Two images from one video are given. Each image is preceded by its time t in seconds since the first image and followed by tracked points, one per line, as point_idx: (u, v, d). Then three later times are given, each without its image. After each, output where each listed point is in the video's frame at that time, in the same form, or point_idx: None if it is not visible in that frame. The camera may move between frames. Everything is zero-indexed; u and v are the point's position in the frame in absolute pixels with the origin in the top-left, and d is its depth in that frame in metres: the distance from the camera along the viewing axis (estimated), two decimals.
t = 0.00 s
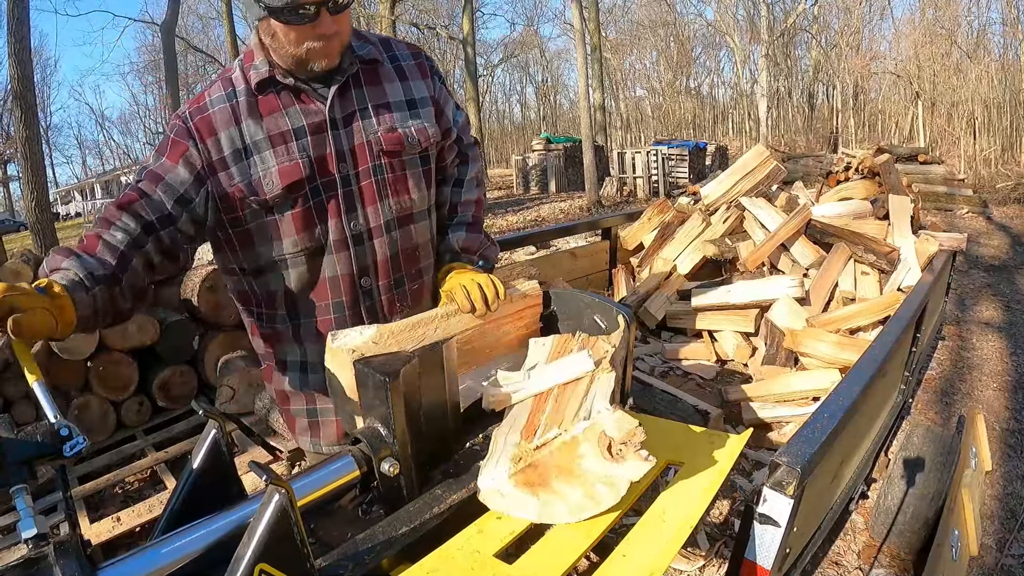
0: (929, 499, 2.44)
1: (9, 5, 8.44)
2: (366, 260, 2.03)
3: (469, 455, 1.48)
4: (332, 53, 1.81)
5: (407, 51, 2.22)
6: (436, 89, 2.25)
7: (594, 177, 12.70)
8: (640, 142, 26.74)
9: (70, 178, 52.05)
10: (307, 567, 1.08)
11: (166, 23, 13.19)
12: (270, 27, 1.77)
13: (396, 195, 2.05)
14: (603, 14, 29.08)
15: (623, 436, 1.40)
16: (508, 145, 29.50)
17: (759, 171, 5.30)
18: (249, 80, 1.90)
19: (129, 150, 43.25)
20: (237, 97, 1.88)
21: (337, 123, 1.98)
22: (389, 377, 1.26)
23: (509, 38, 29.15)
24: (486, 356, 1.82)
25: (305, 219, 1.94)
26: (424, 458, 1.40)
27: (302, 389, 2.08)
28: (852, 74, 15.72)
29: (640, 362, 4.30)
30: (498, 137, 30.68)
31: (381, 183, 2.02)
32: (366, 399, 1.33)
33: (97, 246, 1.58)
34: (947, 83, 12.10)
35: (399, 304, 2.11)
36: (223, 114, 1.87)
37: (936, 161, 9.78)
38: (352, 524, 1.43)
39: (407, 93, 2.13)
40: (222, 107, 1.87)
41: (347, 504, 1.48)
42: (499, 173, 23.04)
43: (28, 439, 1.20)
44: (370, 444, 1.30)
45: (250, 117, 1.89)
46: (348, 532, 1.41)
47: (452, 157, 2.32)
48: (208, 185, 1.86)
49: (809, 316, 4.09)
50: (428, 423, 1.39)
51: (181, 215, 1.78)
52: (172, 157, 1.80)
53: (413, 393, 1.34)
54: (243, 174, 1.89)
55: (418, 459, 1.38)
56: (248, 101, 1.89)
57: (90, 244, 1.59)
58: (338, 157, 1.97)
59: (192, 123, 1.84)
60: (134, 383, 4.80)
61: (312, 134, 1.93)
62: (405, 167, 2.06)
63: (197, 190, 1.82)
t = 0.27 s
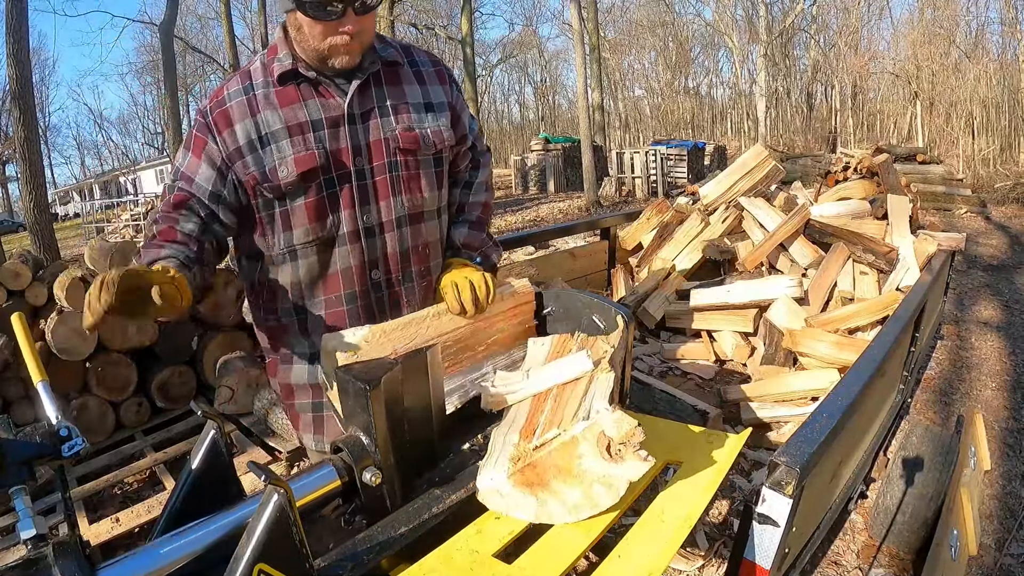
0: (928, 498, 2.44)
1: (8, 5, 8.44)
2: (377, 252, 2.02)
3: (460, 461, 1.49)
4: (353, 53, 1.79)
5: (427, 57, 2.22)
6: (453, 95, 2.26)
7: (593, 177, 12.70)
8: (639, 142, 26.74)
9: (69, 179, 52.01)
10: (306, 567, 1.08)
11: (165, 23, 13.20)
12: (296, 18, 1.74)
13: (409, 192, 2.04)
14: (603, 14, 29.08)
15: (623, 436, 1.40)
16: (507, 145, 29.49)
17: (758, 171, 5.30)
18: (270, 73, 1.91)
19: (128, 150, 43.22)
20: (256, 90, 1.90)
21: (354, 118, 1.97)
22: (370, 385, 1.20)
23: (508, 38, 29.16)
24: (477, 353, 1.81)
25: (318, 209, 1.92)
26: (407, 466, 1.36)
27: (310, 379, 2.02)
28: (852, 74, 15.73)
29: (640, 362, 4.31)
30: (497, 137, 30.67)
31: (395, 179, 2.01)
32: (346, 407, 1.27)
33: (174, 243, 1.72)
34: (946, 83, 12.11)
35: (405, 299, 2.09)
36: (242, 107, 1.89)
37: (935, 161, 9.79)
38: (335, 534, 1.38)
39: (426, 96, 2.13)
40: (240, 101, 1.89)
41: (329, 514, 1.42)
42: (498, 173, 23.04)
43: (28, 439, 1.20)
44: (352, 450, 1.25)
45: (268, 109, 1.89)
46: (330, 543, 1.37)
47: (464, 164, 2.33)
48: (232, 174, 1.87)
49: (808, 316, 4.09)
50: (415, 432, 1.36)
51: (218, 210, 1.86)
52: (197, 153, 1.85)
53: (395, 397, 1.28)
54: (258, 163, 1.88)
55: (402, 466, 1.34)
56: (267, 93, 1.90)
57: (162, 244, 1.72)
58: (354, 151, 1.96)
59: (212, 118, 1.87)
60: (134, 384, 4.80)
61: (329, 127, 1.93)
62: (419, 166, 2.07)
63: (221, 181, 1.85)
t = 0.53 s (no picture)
0: (928, 499, 2.44)
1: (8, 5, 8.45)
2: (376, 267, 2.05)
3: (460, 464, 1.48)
4: (361, 52, 1.78)
5: (435, 60, 2.19)
6: (461, 100, 2.22)
7: (593, 177, 12.70)
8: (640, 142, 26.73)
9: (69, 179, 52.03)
10: (307, 567, 1.08)
11: (166, 23, 13.20)
12: (301, 15, 1.74)
13: (413, 204, 2.04)
14: (603, 15, 29.09)
15: (623, 437, 1.40)
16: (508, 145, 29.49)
17: (759, 171, 5.30)
18: (273, 76, 1.86)
19: (128, 150, 43.22)
20: (259, 94, 1.85)
21: (359, 127, 1.95)
22: (352, 394, 1.14)
23: (508, 38, 29.17)
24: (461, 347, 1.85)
25: (322, 222, 1.92)
26: (392, 471, 1.32)
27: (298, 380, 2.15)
28: (852, 74, 15.73)
29: (640, 362, 4.30)
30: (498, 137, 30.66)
31: (399, 190, 2.01)
32: (330, 414, 1.22)
33: (240, 282, 1.76)
34: (946, 83, 12.11)
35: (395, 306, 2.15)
36: (246, 112, 1.84)
37: (935, 161, 9.79)
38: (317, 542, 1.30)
39: (431, 102, 2.10)
40: (243, 106, 1.84)
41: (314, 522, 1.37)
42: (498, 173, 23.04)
43: (29, 439, 1.20)
44: (335, 461, 1.20)
45: (272, 116, 1.85)
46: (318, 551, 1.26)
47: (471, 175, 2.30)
48: (244, 184, 1.86)
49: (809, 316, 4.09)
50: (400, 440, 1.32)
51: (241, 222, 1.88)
52: (205, 163, 1.81)
53: (378, 403, 1.23)
54: (262, 173, 1.85)
55: (384, 475, 1.29)
56: (271, 98, 1.85)
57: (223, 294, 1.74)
58: (358, 161, 1.94)
59: (216, 124, 1.81)
60: (134, 383, 4.80)
61: (334, 135, 1.90)
62: (424, 175, 2.05)
63: (234, 193, 1.84)
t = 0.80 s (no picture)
0: (929, 499, 2.44)
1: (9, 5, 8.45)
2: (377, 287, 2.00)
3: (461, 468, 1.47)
4: (370, 64, 1.65)
5: (433, 56, 2.10)
6: (458, 101, 2.14)
7: (593, 177, 12.71)
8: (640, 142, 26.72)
9: (70, 179, 52.04)
10: (308, 567, 1.08)
11: (166, 23, 13.21)
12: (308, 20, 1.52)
13: (414, 219, 2.01)
14: (603, 14, 29.08)
15: (625, 438, 1.40)
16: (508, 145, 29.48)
17: (759, 171, 5.30)
18: (267, 86, 1.72)
19: (128, 150, 43.22)
20: (252, 107, 1.71)
21: (361, 142, 1.85)
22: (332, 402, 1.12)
23: (508, 38, 29.15)
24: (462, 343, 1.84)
25: (322, 250, 1.85)
26: (373, 478, 1.27)
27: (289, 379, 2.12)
28: (852, 74, 15.73)
29: (640, 362, 4.30)
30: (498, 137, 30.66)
31: (401, 209, 1.96)
32: (311, 421, 1.20)
33: (240, 324, 1.72)
34: (947, 83, 12.10)
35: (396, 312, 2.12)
36: (238, 128, 1.70)
37: (935, 161, 9.79)
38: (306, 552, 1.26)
39: (431, 107, 2.02)
40: (234, 121, 1.70)
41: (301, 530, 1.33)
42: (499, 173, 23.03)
43: (29, 438, 1.20)
44: (316, 470, 1.19)
45: (267, 134, 1.73)
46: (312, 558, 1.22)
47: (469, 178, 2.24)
48: (236, 205, 1.75)
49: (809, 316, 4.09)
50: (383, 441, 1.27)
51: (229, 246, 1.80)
52: (194, 186, 1.69)
53: (361, 413, 1.20)
54: (257, 197, 1.75)
55: (372, 484, 1.26)
56: (265, 111, 1.72)
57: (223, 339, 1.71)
58: (360, 181, 1.86)
59: (204, 141, 1.68)
60: (135, 383, 4.80)
61: (335, 153, 1.81)
62: (424, 189, 2.00)
63: (226, 217, 1.75)
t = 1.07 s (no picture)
0: (928, 498, 2.44)
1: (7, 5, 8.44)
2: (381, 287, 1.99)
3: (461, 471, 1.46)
4: (420, 78, 1.67)
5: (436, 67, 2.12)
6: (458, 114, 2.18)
7: (593, 177, 12.70)
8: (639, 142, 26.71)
9: (68, 179, 51.96)
10: (307, 567, 1.07)
11: (165, 23, 13.19)
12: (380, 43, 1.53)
13: (424, 223, 2.03)
14: (602, 14, 29.06)
15: (623, 437, 1.40)
16: (507, 145, 29.47)
17: (758, 171, 5.30)
18: (308, 85, 1.68)
19: (127, 151, 43.18)
20: (292, 105, 1.67)
21: (388, 147, 1.85)
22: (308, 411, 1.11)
23: (508, 38, 29.15)
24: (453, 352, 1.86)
25: (346, 250, 1.83)
26: (355, 488, 1.25)
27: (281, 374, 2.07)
28: (851, 74, 15.73)
29: (640, 362, 4.31)
30: (497, 137, 30.65)
31: (415, 212, 1.98)
32: (290, 432, 1.19)
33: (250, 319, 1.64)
34: (945, 83, 12.11)
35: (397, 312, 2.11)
36: (277, 126, 1.65)
37: (934, 161, 9.79)
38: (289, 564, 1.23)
39: (439, 119, 2.04)
40: (274, 118, 1.65)
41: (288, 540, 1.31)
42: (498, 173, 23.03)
43: (28, 439, 1.20)
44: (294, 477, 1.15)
45: (308, 133, 1.69)
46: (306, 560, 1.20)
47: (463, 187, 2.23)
48: (265, 201, 1.69)
49: (808, 316, 4.09)
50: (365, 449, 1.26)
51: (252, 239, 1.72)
52: (226, 180, 1.61)
53: (341, 424, 1.19)
54: (292, 195, 1.70)
55: (358, 492, 1.26)
56: (304, 111, 1.68)
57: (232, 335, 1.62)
58: (384, 184, 1.86)
59: (241, 136, 1.61)
60: (134, 384, 4.80)
61: (366, 156, 1.80)
62: (434, 194, 2.03)
63: (255, 212, 1.67)
